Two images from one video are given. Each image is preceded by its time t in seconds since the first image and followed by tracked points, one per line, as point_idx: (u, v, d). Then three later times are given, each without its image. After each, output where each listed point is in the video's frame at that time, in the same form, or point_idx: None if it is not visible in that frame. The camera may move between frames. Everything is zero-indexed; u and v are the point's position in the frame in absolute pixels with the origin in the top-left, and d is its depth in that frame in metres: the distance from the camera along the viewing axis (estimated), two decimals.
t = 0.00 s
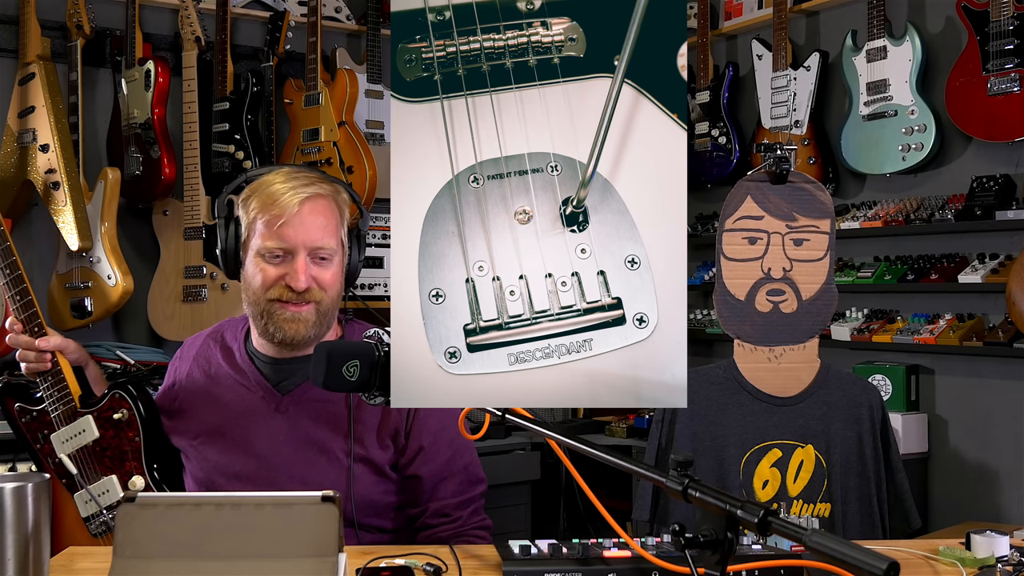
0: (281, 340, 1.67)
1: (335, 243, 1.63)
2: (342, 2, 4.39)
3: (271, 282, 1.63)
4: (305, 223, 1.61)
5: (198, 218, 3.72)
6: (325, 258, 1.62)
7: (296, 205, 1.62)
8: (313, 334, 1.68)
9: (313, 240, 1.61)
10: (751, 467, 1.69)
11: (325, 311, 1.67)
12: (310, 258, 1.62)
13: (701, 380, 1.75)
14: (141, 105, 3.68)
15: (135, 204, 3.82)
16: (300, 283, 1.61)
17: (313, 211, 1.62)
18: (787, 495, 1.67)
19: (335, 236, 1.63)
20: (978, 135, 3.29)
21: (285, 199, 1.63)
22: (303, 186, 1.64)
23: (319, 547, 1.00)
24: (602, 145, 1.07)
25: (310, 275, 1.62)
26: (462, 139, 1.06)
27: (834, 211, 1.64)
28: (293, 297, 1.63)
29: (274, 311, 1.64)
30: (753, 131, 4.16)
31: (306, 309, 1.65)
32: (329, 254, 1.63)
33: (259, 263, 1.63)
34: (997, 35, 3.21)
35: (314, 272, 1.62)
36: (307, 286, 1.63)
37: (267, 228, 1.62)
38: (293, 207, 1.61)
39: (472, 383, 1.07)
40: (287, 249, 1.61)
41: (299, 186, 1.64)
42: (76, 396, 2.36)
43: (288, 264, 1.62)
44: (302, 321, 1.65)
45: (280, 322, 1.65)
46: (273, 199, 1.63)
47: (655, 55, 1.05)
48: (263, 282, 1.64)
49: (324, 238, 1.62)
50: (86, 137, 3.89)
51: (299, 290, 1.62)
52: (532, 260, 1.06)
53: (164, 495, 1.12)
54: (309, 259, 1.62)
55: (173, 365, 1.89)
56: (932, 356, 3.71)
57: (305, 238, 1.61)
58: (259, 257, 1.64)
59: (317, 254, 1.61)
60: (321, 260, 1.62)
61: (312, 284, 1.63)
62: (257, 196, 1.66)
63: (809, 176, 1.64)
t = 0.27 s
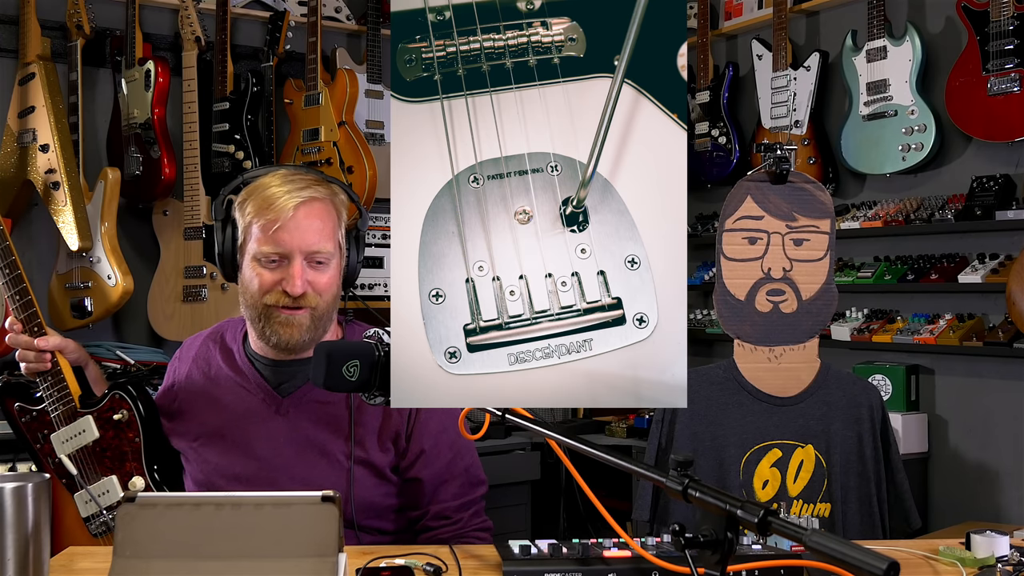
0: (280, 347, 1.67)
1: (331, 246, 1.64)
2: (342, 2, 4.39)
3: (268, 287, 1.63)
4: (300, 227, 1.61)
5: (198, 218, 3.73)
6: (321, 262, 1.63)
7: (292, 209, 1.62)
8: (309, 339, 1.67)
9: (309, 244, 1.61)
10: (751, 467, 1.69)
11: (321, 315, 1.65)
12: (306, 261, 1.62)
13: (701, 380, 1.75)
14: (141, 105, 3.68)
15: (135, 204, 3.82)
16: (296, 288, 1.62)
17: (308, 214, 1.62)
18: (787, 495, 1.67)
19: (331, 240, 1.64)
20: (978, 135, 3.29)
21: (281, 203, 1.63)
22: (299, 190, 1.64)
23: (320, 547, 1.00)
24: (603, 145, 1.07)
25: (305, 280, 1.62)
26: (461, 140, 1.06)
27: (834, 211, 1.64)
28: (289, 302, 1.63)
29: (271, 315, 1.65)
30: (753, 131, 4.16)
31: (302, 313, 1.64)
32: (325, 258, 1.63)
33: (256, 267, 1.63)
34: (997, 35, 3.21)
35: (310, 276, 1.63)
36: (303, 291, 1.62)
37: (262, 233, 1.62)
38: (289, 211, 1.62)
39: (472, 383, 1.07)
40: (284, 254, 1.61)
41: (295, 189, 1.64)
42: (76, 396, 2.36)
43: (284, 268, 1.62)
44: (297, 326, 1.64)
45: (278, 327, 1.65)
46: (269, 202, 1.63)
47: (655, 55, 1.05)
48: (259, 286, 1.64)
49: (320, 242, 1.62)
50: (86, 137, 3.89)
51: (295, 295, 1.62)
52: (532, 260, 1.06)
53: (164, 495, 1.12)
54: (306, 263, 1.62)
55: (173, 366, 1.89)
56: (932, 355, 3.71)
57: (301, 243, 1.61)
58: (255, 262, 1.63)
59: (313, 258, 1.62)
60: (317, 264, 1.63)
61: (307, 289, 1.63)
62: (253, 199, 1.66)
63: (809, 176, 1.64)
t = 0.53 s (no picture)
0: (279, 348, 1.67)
1: (332, 246, 1.64)
2: (342, 2, 4.39)
3: (269, 287, 1.64)
4: (301, 227, 1.61)
5: (198, 218, 3.73)
6: (322, 262, 1.63)
7: (292, 209, 1.62)
8: (309, 341, 1.67)
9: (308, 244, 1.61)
10: (751, 467, 1.69)
11: (321, 315, 1.66)
12: (307, 261, 1.63)
13: (701, 380, 1.75)
14: (141, 105, 3.68)
15: (135, 204, 3.82)
16: (297, 287, 1.63)
17: (309, 214, 1.62)
18: (787, 495, 1.67)
19: (332, 240, 1.64)
20: (978, 135, 3.29)
21: (282, 202, 1.63)
22: (299, 189, 1.64)
23: (320, 547, 1.00)
24: (603, 146, 1.07)
25: (307, 279, 1.63)
26: (461, 139, 1.06)
27: (834, 211, 1.64)
28: (290, 302, 1.64)
29: (270, 316, 1.65)
30: (753, 131, 4.16)
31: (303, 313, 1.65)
32: (326, 258, 1.64)
33: (257, 267, 1.63)
34: (997, 35, 3.21)
35: (311, 276, 1.64)
36: (304, 291, 1.63)
37: (263, 233, 1.62)
38: (290, 210, 1.62)
39: (472, 383, 1.07)
40: (285, 253, 1.61)
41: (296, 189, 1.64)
42: (80, 394, 2.36)
43: (284, 268, 1.63)
44: (298, 329, 1.65)
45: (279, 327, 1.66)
46: (270, 202, 1.63)
47: (655, 55, 1.05)
48: (260, 286, 1.64)
49: (320, 243, 1.62)
50: (86, 137, 3.89)
51: (296, 294, 1.63)
52: (532, 260, 1.06)
53: (164, 495, 1.12)
54: (306, 262, 1.63)
55: (174, 365, 1.89)
56: (932, 355, 3.71)
57: (301, 243, 1.61)
58: (256, 261, 1.64)
59: (314, 258, 1.62)
60: (318, 264, 1.63)
61: (308, 288, 1.63)
62: (255, 199, 1.65)
63: (809, 176, 1.64)
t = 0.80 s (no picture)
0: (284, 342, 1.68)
1: (337, 247, 1.63)
2: (342, 2, 4.39)
3: (273, 285, 1.64)
4: (308, 228, 1.61)
5: (198, 218, 3.73)
6: (327, 263, 1.63)
7: (299, 209, 1.62)
8: (313, 337, 1.67)
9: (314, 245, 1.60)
10: (751, 467, 1.69)
11: (327, 313, 1.65)
12: (312, 262, 1.62)
13: (701, 380, 1.75)
14: (141, 105, 3.68)
15: (135, 204, 3.82)
16: (301, 288, 1.62)
17: (316, 215, 1.62)
18: (787, 495, 1.67)
19: (337, 241, 1.64)
20: (978, 134, 3.29)
21: (289, 202, 1.63)
22: (307, 189, 1.63)
23: (319, 547, 1.00)
24: (603, 145, 1.07)
25: (311, 279, 1.62)
26: (461, 139, 1.06)
27: (834, 211, 1.64)
28: (294, 301, 1.63)
29: (275, 313, 1.66)
30: (753, 131, 4.16)
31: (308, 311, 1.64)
32: (331, 258, 1.63)
33: (262, 266, 1.63)
34: (997, 35, 3.21)
35: (316, 275, 1.63)
36: (308, 290, 1.63)
37: (269, 232, 1.62)
38: (297, 211, 1.62)
39: (472, 383, 1.07)
40: (291, 254, 1.61)
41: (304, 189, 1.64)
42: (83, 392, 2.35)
43: (289, 267, 1.62)
44: (303, 325, 1.65)
45: (285, 324, 1.66)
46: (278, 201, 1.63)
47: (655, 55, 1.05)
48: (264, 284, 1.64)
49: (326, 244, 1.62)
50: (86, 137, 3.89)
51: (301, 294, 1.62)
52: (532, 260, 1.06)
53: (164, 495, 1.12)
54: (311, 263, 1.62)
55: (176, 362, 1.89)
56: (932, 355, 3.71)
57: (307, 243, 1.61)
58: (261, 259, 1.63)
59: (318, 258, 1.62)
60: (323, 264, 1.63)
61: (313, 288, 1.63)
62: (264, 196, 1.65)
63: (809, 176, 1.64)
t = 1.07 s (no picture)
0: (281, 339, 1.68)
1: (336, 247, 1.64)
2: (342, 2, 4.39)
3: (271, 283, 1.64)
4: (306, 227, 1.62)
5: (198, 218, 3.72)
6: (326, 262, 1.63)
7: (297, 208, 1.63)
8: (312, 334, 1.67)
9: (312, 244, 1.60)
10: (751, 467, 1.69)
11: (326, 311, 1.65)
12: (310, 261, 1.63)
13: (701, 380, 1.75)
14: (141, 105, 3.68)
15: (135, 204, 3.82)
16: (298, 287, 1.62)
17: (314, 214, 1.63)
18: (787, 495, 1.67)
19: (336, 240, 1.64)
20: (978, 134, 3.29)
21: (288, 201, 1.64)
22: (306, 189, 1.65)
23: (319, 547, 1.00)
24: (602, 145, 1.07)
25: (309, 278, 1.63)
26: (462, 139, 1.06)
27: (834, 211, 1.64)
28: (292, 299, 1.63)
29: (274, 310, 1.65)
30: (753, 131, 4.15)
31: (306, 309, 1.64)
32: (329, 257, 1.64)
33: (260, 265, 1.64)
34: (997, 35, 3.21)
35: (315, 275, 1.63)
36: (306, 290, 1.63)
37: (266, 230, 1.62)
38: (295, 209, 1.62)
39: (472, 383, 1.07)
40: (288, 252, 1.62)
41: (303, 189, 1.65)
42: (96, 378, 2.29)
43: (287, 266, 1.63)
44: (302, 321, 1.65)
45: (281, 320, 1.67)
46: (276, 198, 1.63)
47: (655, 55, 1.05)
48: (263, 282, 1.64)
49: (325, 243, 1.63)
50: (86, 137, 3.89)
51: (298, 293, 1.62)
52: (532, 260, 1.06)
53: (164, 496, 1.12)
54: (310, 262, 1.63)
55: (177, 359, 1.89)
56: (932, 355, 3.71)
57: (305, 242, 1.61)
58: (260, 258, 1.64)
59: (317, 257, 1.63)
60: (321, 264, 1.63)
61: (311, 287, 1.63)
62: (263, 193, 1.66)
63: (809, 176, 1.64)
